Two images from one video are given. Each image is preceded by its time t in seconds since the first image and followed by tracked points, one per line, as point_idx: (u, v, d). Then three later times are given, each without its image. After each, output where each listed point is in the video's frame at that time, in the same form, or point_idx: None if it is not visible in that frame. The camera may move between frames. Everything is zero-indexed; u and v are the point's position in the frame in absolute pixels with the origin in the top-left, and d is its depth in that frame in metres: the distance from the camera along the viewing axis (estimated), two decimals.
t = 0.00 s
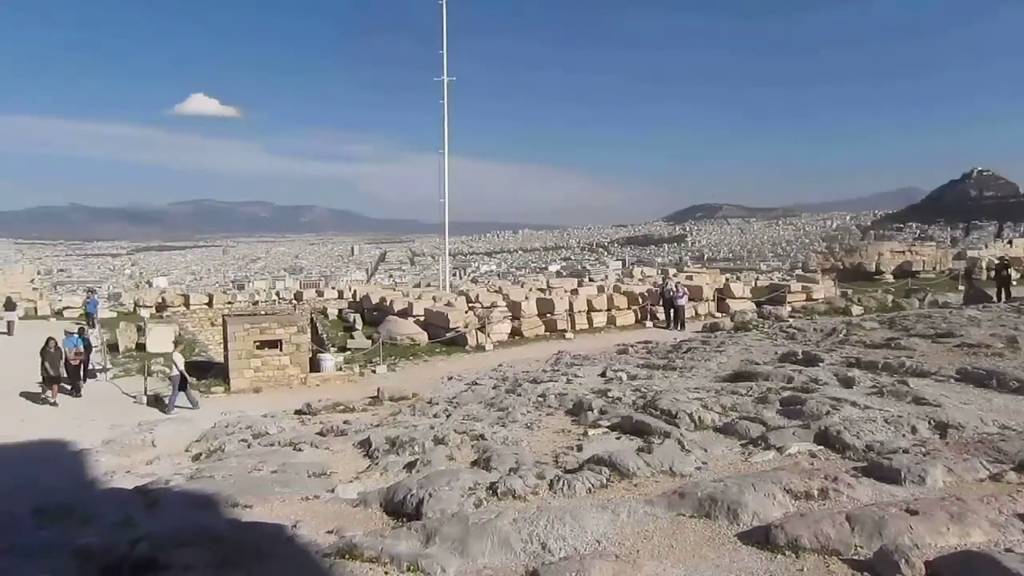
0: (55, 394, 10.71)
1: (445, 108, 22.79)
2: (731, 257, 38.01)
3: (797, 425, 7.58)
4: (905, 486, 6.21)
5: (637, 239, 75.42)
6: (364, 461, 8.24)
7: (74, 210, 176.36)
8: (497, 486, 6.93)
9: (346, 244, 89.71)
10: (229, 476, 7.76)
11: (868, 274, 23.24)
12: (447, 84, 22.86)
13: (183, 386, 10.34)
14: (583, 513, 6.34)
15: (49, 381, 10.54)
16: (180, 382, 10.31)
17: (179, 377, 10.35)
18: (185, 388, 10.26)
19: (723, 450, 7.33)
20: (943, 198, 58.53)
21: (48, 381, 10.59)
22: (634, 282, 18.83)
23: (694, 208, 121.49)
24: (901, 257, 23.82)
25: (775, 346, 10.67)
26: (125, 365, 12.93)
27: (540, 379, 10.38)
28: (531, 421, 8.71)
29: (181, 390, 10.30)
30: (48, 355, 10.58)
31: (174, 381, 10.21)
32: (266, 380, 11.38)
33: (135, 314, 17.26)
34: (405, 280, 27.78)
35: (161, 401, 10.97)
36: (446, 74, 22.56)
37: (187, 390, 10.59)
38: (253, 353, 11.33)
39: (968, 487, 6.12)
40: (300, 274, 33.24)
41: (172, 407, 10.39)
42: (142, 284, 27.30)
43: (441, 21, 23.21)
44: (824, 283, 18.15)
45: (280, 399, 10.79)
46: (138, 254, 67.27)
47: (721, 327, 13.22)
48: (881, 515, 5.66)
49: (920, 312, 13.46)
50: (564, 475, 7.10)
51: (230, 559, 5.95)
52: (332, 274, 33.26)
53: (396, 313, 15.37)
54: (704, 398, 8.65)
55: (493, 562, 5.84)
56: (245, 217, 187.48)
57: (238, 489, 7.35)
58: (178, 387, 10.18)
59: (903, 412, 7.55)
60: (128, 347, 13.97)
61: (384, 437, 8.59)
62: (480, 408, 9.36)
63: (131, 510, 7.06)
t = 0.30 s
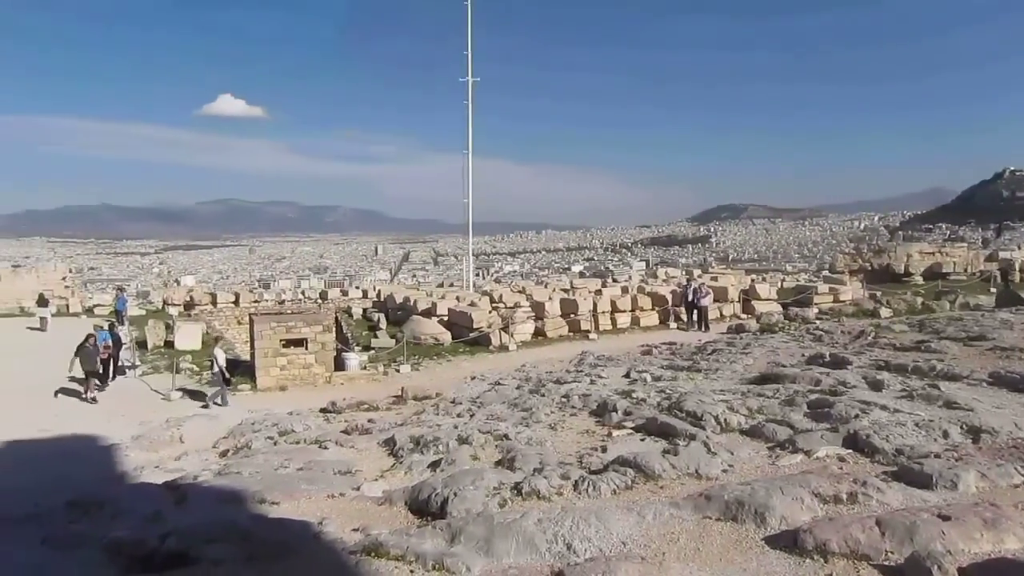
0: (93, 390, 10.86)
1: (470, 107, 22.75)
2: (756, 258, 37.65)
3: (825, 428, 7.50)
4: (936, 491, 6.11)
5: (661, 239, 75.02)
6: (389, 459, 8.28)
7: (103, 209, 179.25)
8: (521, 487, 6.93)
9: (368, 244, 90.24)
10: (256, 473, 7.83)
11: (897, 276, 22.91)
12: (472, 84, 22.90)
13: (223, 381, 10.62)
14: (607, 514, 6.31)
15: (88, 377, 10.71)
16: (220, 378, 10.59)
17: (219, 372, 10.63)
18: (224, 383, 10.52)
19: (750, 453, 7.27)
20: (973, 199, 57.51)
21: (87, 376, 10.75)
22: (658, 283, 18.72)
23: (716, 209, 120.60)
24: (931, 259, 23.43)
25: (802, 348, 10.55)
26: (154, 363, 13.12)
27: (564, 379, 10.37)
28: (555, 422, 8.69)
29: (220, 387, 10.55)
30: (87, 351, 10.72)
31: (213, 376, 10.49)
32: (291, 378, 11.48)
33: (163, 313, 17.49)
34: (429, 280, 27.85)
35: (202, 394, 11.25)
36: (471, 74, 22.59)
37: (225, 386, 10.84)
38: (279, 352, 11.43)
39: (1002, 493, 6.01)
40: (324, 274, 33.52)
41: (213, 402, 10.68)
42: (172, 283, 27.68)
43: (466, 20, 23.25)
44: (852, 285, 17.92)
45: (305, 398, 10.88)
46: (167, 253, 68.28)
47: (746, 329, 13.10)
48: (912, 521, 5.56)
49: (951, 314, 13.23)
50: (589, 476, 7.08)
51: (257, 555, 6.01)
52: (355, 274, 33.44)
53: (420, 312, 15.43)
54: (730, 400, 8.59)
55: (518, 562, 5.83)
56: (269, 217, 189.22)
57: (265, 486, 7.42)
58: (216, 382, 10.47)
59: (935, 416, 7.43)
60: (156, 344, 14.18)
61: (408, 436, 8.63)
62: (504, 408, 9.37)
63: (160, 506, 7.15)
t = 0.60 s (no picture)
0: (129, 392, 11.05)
1: (493, 107, 22.65)
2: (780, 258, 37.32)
3: (853, 429, 7.42)
4: (968, 494, 6.02)
5: (683, 240, 74.60)
6: (414, 459, 8.33)
7: (130, 212, 181.94)
8: (546, 487, 6.93)
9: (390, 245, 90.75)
10: (282, 472, 7.90)
11: (925, 276, 22.58)
12: (494, 85, 22.91)
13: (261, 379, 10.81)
14: (632, 515, 6.29)
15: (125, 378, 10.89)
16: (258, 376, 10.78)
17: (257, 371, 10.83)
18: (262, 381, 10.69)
19: (776, 454, 7.22)
20: (1002, 197, 56.52)
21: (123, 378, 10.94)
22: (681, 283, 18.62)
23: (738, 209, 119.74)
24: (960, 258, 23.06)
25: (828, 349, 10.45)
26: (181, 363, 13.29)
27: (587, 380, 10.36)
28: (579, 423, 8.68)
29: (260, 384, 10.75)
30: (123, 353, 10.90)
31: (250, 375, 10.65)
32: (316, 378, 11.58)
33: (189, 313, 17.71)
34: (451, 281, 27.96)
35: (237, 393, 11.44)
36: (494, 75, 22.59)
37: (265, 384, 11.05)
38: (304, 352, 11.53)
39: None
40: (348, 275, 33.77)
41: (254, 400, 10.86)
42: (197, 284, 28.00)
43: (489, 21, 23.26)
44: (879, 286, 17.70)
45: (330, 397, 10.97)
46: (194, 255, 69.13)
47: (771, 330, 13.00)
48: (943, 524, 5.46)
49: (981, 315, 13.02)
50: (614, 477, 7.07)
51: (284, 554, 6.05)
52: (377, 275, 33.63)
53: (443, 313, 15.48)
54: (755, 401, 8.53)
55: (544, 562, 5.83)
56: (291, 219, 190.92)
57: (291, 485, 7.48)
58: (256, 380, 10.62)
59: (965, 418, 7.33)
60: (183, 345, 14.38)
61: (432, 437, 8.66)
62: (527, 408, 9.38)
63: (189, 504, 7.25)
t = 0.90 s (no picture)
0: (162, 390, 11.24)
1: (511, 107, 22.66)
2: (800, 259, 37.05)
3: (875, 432, 7.35)
4: (993, 498, 5.93)
5: (701, 240, 74.23)
6: (432, 458, 8.36)
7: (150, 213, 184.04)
8: (565, 487, 6.92)
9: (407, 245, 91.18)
10: (302, 470, 7.96)
11: (948, 277, 22.29)
12: (513, 86, 22.91)
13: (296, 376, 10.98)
14: (651, 516, 6.27)
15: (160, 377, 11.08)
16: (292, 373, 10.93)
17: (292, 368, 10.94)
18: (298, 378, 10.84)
19: (797, 456, 7.17)
20: None
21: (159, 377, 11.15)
22: (700, 284, 18.52)
23: (757, 209, 119.01)
24: (984, 259, 22.76)
25: (849, 350, 10.36)
26: (202, 362, 13.43)
27: (605, 380, 10.34)
28: (597, 423, 8.67)
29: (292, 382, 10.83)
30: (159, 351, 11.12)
31: (284, 372, 10.76)
32: (335, 377, 11.65)
33: (210, 313, 17.89)
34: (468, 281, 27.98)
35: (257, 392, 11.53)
36: (512, 75, 22.58)
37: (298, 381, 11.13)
38: (323, 351, 11.61)
39: None
40: (366, 275, 33.91)
41: (279, 398, 10.95)
42: (217, 284, 28.23)
43: (510, 22, 23.23)
44: (901, 287, 17.52)
45: (349, 396, 11.04)
46: (214, 255, 69.76)
47: (791, 331, 12.91)
48: (968, 528, 5.36)
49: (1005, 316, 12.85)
50: (632, 477, 7.05)
51: (304, 552, 6.09)
52: (395, 274, 33.81)
53: (461, 313, 15.52)
54: (775, 402, 8.47)
55: (562, 562, 5.82)
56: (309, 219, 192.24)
57: (311, 483, 7.54)
58: (294, 379, 10.76)
59: (990, 421, 7.24)
60: (204, 344, 14.53)
61: (450, 436, 8.69)
62: (545, 408, 9.37)
63: (210, 502, 7.31)
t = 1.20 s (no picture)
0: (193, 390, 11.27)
1: (527, 107, 22.64)
2: (819, 258, 36.74)
3: (898, 432, 7.28)
4: (1019, 499, 5.85)
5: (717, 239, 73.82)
6: (451, 458, 8.37)
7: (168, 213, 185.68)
8: (584, 487, 6.91)
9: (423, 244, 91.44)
10: (322, 469, 8.00)
11: (971, 276, 22.00)
12: (529, 84, 22.87)
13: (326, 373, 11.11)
14: (671, 516, 6.24)
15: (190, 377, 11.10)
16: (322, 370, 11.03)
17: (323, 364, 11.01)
18: (329, 376, 10.92)
19: (818, 457, 7.11)
20: None
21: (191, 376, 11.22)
22: (718, 283, 18.43)
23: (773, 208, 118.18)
24: (1007, 257, 22.45)
25: (870, 350, 10.26)
26: (221, 361, 13.53)
27: (623, 380, 10.31)
28: (615, 422, 8.65)
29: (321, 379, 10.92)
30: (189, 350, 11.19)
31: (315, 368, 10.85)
32: (353, 377, 11.70)
33: (229, 312, 18.01)
34: (486, 280, 27.98)
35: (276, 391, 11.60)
36: (528, 75, 22.56)
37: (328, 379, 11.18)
38: (341, 351, 11.67)
39: None
40: (382, 275, 34.00)
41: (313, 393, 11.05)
42: (235, 284, 28.42)
43: (525, 21, 23.21)
44: (922, 285, 17.34)
45: (367, 395, 11.08)
46: (235, 255, 70.25)
47: (810, 330, 12.81)
48: (995, 530, 5.29)
49: None
50: (652, 477, 7.03)
51: (324, 550, 6.12)
52: (412, 274, 33.86)
53: (477, 313, 15.54)
54: (796, 402, 8.42)
55: (582, 562, 5.81)
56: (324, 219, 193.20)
57: (331, 481, 7.57)
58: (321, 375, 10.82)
59: (1015, 421, 7.14)
60: (223, 343, 14.64)
61: (468, 435, 8.70)
62: (563, 408, 9.36)
63: (230, 499, 7.36)
